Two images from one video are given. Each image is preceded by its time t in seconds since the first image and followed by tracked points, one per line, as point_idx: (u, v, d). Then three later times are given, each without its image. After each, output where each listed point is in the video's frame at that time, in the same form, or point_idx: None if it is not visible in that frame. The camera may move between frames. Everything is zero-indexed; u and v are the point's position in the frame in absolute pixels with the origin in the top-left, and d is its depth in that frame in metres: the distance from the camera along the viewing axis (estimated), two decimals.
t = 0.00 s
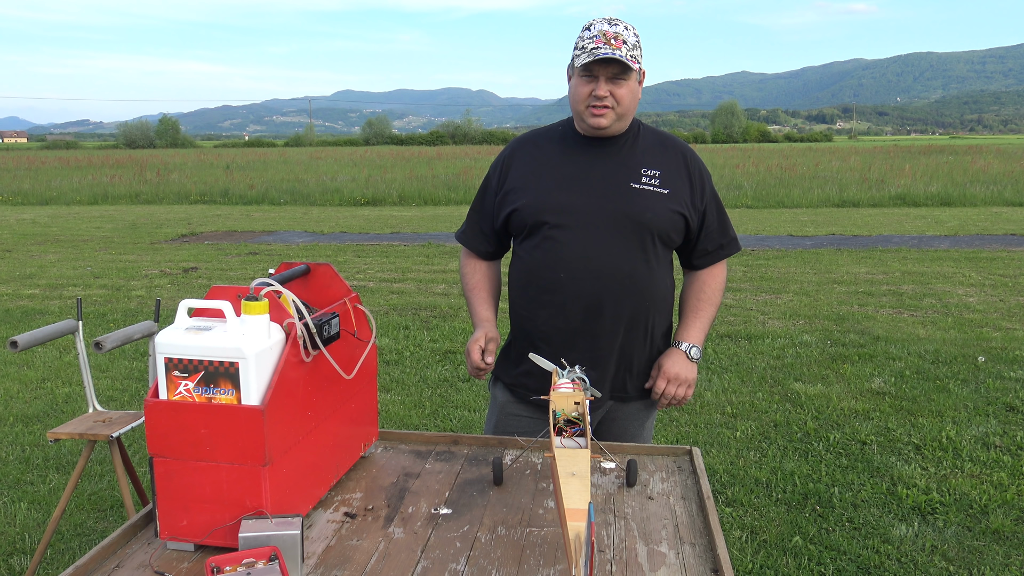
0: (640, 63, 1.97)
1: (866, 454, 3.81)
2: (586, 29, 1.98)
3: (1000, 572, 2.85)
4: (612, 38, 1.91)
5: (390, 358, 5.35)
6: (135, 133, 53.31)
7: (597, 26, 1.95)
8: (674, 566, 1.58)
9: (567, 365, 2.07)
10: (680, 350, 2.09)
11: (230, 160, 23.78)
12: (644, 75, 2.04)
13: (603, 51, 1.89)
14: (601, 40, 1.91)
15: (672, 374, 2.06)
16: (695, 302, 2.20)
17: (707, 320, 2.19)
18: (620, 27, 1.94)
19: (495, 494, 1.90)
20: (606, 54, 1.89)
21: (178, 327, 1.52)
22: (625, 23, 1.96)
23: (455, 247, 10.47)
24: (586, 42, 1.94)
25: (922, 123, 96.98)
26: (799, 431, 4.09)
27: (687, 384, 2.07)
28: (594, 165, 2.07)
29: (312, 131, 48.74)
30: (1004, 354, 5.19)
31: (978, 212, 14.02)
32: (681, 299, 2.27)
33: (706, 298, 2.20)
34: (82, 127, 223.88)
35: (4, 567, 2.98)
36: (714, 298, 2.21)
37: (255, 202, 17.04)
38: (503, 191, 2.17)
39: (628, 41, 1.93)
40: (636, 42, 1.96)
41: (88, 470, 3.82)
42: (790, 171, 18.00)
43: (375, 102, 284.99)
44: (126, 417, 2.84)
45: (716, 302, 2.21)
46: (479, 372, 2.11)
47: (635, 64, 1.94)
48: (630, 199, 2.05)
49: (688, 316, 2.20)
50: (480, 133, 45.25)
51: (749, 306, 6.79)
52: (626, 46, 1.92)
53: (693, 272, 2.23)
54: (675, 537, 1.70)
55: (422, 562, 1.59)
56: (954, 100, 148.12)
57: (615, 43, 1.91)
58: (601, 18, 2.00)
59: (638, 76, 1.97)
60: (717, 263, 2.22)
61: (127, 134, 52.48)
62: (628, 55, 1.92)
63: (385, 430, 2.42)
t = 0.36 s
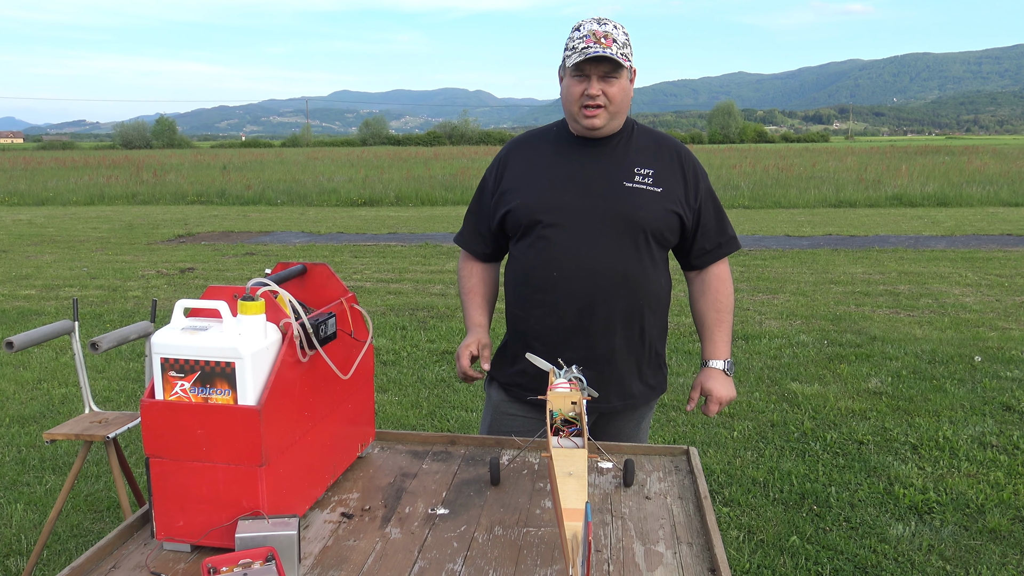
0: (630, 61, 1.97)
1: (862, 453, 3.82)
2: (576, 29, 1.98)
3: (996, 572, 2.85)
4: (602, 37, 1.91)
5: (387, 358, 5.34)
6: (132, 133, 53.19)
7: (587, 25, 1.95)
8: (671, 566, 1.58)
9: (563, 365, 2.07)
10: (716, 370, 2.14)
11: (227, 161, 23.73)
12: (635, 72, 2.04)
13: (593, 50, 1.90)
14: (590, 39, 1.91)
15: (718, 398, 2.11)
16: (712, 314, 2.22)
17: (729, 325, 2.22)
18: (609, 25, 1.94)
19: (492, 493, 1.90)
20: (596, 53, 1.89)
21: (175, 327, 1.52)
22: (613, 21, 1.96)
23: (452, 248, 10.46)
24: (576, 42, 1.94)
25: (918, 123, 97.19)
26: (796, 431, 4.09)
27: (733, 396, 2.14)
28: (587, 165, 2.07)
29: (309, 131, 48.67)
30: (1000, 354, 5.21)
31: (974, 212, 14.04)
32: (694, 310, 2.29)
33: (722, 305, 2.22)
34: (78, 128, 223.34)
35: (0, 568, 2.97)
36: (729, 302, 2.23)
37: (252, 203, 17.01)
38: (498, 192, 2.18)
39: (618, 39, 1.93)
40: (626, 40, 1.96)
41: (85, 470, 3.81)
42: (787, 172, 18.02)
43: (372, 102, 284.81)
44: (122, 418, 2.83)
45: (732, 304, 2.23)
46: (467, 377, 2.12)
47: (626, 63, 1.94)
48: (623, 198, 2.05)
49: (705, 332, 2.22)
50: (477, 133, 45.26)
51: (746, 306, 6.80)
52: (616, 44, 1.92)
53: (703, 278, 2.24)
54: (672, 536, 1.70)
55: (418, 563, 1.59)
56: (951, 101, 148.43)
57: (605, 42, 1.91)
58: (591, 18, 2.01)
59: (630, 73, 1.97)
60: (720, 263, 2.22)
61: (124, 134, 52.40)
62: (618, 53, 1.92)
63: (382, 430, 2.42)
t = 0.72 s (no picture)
0: (629, 62, 1.98)
1: (861, 453, 3.82)
2: (575, 30, 1.99)
3: (995, 570, 2.86)
4: (601, 37, 1.92)
5: (386, 359, 5.35)
6: (129, 134, 53.16)
7: (586, 26, 1.96)
8: (670, 565, 1.58)
9: (561, 365, 2.07)
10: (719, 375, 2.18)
11: (225, 162, 23.69)
12: (634, 74, 2.04)
13: (592, 51, 1.90)
14: (590, 40, 1.92)
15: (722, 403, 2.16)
16: (712, 319, 2.24)
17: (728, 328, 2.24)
18: (609, 26, 1.95)
19: (491, 494, 1.90)
20: (595, 54, 1.90)
21: (173, 328, 1.52)
22: (613, 22, 1.97)
23: (450, 248, 10.47)
24: (575, 42, 1.95)
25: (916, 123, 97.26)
26: (795, 430, 4.10)
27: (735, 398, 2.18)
28: (586, 165, 2.07)
29: (307, 132, 48.62)
30: (998, 352, 5.21)
31: (972, 211, 14.05)
32: (692, 314, 2.30)
33: (721, 309, 2.24)
34: (77, 130, 223.23)
35: None
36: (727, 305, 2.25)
37: (250, 204, 17.00)
38: (497, 193, 2.18)
39: (617, 40, 1.94)
40: (625, 41, 1.97)
41: (84, 472, 3.81)
42: (786, 171, 18.03)
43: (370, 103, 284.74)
44: (121, 420, 2.82)
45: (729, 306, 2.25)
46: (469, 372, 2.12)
47: (624, 64, 1.94)
48: (621, 199, 2.05)
49: (705, 337, 2.24)
50: (476, 134, 45.25)
51: (744, 306, 6.80)
52: (615, 45, 1.93)
53: (701, 281, 2.24)
54: (671, 536, 1.70)
55: (418, 563, 1.59)
56: (948, 100, 148.57)
57: (604, 43, 1.92)
58: (590, 19, 2.01)
59: (628, 74, 1.97)
60: (717, 266, 2.23)
61: (122, 136, 52.37)
62: (617, 54, 1.92)
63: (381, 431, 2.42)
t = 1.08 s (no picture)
0: (626, 63, 1.98)
1: (861, 453, 3.82)
2: (570, 32, 1.99)
3: (994, 571, 2.86)
4: (596, 39, 1.92)
5: (385, 360, 5.35)
6: (128, 136, 53.18)
7: (581, 28, 1.96)
8: (669, 567, 1.59)
9: (561, 366, 2.07)
10: (711, 373, 2.16)
11: (223, 163, 23.67)
12: (630, 74, 2.05)
13: (587, 52, 1.91)
14: (585, 42, 1.93)
15: (714, 401, 2.14)
16: (706, 317, 2.23)
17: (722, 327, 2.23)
18: (604, 28, 1.95)
19: (490, 496, 1.90)
20: (590, 55, 1.90)
21: (172, 331, 1.52)
22: (608, 23, 1.98)
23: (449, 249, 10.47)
24: (571, 44, 1.95)
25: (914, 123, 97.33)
26: (794, 431, 4.10)
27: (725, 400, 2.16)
28: (585, 166, 2.08)
29: (306, 133, 48.56)
30: (997, 352, 5.22)
31: (971, 211, 14.06)
32: (687, 313, 2.29)
33: (716, 307, 2.23)
34: (75, 131, 223.09)
35: None
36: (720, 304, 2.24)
37: (249, 206, 16.99)
38: (496, 194, 2.18)
39: (612, 41, 1.94)
40: (621, 42, 1.97)
41: (83, 474, 3.80)
42: (784, 172, 18.04)
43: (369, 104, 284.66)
44: (120, 422, 2.82)
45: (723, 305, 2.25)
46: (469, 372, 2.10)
47: (620, 65, 1.95)
48: (620, 200, 2.05)
49: (698, 336, 2.23)
50: (474, 135, 45.27)
51: (743, 306, 6.81)
52: (610, 46, 1.93)
53: (698, 281, 2.25)
54: (670, 537, 1.70)
55: (418, 564, 1.59)
56: (947, 100, 148.67)
57: (599, 44, 1.92)
58: (585, 21, 2.02)
59: (625, 75, 1.98)
60: (713, 264, 2.24)
61: (121, 138, 52.41)
62: (613, 55, 1.93)
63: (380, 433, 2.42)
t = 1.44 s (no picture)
0: (621, 62, 1.98)
1: (860, 454, 3.83)
2: (565, 32, 1.98)
3: (994, 571, 2.86)
4: (591, 40, 1.91)
5: (384, 361, 5.35)
6: (127, 137, 53.22)
7: (575, 29, 1.96)
8: (668, 568, 1.58)
9: (560, 367, 2.07)
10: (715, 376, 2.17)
11: (223, 164, 23.70)
12: (626, 73, 2.04)
13: (582, 54, 1.90)
14: (580, 43, 1.92)
15: (719, 404, 2.15)
16: (707, 318, 2.23)
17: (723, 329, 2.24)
18: (599, 29, 1.95)
19: (490, 497, 1.90)
20: (585, 57, 1.89)
21: (170, 331, 1.52)
22: (603, 24, 1.97)
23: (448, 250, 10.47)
24: (566, 46, 1.95)
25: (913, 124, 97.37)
26: (793, 432, 4.09)
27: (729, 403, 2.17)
28: (583, 168, 2.08)
29: (305, 133, 48.57)
30: (996, 353, 5.22)
31: (970, 212, 14.07)
32: (689, 316, 2.29)
33: (717, 308, 2.23)
34: (75, 132, 223.01)
35: None
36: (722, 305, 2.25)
37: (248, 207, 16.99)
38: (494, 196, 2.18)
39: (607, 42, 1.94)
40: (616, 42, 1.96)
41: (82, 475, 3.80)
42: (783, 173, 18.05)
43: (368, 105, 284.76)
44: (119, 422, 2.82)
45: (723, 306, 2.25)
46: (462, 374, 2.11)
47: (615, 65, 1.94)
48: (618, 201, 2.05)
49: (700, 337, 2.23)
50: (474, 136, 45.30)
51: (742, 307, 6.81)
52: (604, 47, 1.93)
53: (698, 281, 2.24)
54: (669, 538, 1.70)
55: (417, 565, 1.59)
56: (945, 101, 148.78)
57: (594, 45, 1.91)
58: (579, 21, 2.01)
59: (620, 75, 1.97)
60: (713, 264, 2.23)
61: (121, 139, 52.43)
62: (607, 56, 1.92)
63: (379, 433, 2.42)
